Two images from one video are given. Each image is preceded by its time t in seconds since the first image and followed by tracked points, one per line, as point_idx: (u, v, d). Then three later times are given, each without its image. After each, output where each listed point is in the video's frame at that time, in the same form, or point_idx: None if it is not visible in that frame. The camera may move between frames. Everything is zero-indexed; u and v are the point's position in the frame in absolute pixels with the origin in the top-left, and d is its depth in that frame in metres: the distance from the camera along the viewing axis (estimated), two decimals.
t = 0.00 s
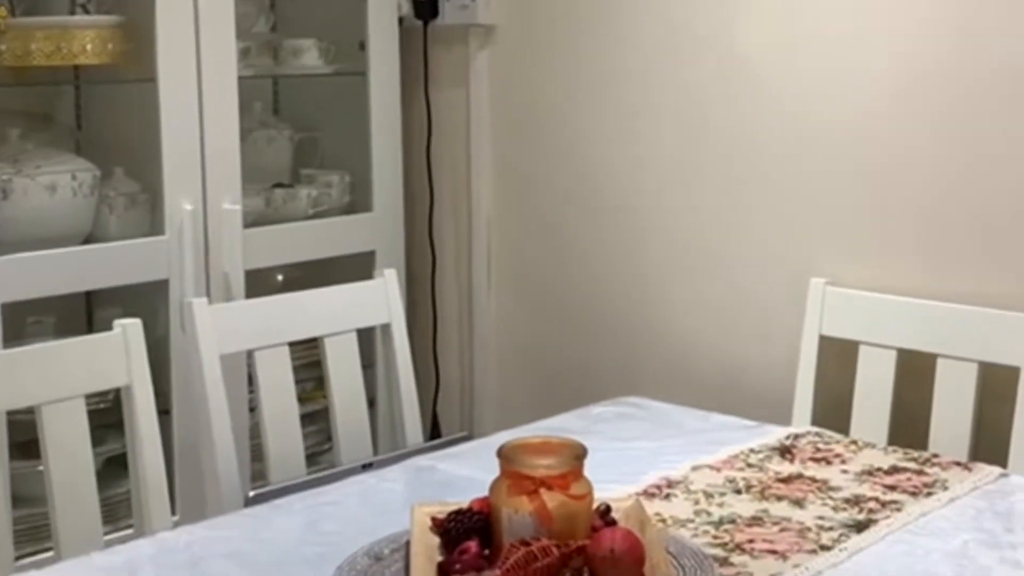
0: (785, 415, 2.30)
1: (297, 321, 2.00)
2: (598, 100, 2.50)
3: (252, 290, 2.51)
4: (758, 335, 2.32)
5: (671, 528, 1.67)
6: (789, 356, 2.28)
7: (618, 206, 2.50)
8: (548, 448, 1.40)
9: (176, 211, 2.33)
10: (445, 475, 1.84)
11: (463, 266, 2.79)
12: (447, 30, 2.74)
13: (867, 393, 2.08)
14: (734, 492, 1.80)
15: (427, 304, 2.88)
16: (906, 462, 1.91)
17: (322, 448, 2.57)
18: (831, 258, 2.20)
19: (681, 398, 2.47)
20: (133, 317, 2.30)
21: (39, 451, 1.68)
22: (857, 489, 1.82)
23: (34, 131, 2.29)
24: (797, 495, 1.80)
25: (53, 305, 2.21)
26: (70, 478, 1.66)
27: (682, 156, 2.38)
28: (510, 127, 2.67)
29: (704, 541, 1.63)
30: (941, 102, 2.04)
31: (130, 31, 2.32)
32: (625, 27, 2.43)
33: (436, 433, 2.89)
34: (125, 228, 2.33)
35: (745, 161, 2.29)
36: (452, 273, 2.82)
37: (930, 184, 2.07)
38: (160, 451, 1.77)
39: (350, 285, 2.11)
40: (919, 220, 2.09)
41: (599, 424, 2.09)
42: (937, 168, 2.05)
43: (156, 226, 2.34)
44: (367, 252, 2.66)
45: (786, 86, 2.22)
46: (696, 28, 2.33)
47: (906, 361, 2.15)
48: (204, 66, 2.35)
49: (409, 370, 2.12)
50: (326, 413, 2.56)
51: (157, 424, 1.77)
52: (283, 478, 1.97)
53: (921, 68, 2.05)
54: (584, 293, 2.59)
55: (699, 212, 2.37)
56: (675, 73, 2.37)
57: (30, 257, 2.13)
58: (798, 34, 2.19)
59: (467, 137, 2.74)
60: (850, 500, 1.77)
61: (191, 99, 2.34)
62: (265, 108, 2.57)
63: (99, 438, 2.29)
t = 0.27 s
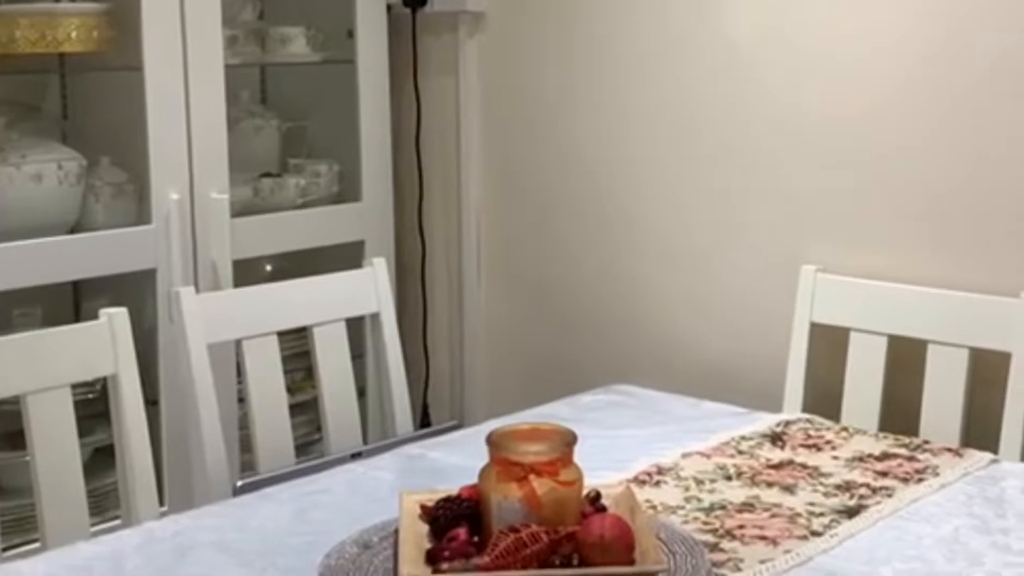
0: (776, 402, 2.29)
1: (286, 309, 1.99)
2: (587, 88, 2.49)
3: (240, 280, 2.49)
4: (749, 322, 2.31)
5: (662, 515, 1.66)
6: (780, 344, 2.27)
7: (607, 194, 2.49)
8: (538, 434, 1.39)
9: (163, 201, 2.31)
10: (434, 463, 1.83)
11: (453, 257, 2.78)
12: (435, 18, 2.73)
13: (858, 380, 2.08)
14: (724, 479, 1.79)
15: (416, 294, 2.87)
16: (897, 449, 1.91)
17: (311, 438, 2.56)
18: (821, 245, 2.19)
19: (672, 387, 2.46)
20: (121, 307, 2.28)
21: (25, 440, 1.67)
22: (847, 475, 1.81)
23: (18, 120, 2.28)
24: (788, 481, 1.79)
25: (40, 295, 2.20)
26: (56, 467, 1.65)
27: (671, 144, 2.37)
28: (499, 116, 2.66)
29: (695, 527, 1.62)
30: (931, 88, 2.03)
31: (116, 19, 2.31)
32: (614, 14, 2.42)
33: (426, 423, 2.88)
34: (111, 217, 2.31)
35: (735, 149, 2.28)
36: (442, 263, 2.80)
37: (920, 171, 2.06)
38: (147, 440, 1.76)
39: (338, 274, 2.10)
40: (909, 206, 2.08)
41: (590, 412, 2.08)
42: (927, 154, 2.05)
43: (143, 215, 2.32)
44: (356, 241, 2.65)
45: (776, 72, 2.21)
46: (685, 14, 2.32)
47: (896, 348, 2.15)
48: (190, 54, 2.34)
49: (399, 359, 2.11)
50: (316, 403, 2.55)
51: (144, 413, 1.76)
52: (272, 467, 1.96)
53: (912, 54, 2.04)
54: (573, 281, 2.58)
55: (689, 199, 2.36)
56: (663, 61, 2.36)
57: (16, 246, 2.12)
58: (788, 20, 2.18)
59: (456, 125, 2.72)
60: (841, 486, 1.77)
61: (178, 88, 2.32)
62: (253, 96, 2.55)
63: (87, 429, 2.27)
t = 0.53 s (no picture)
0: (757, 396, 2.29)
1: (265, 305, 1.98)
2: (569, 81, 2.49)
3: (221, 275, 2.49)
4: (730, 316, 2.31)
5: (641, 509, 1.66)
6: (761, 337, 2.27)
7: (589, 187, 2.49)
8: (515, 429, 1.39)
9: (142, 196, 2.31)
10: (414, 458, 1.83)
11: (434, 251, 2.77)
12: (415, 11, 2.72)
13: (839, 372, 2.08)
14: (705, 472, 1.79)
15: (398, 289, 2.86)
16: (877, 441, 1.91)
17: (292, 433, 2.55)
18: (803, 238, 2.19)
19: (653, 381, 2.46)
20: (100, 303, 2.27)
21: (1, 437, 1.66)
22: (827, 468, 1.81)
23: None
24: (768, 474, 1.79)
25: (18, 291, 2.19)
26: (33, 464, 1.64)
27: (652, 137, 2.37)
28: (480, 109, 2.65)
29: (674, 522, 1.62)
30: (912, 81, 2.03)
31: (93, 13, 2.30)
32: (594, 8, 2.42)
33: (408, 418, 2.87)
34: (90, 212, 2.30)
35: (716, 141, 2.28)
36: (423, 257, 2.80)
37: (901, 163, 2.06)
38: (125, 436, 1.75)
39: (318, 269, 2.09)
40: (890, 199, 2.08)
41: (571, 406, 2.08)
42: (908, 147, 2.05)
43: (122, 211, 2.31)
44: (337, 235, 2.65)
45: (757, 65, 2.21)
46: (666, 7, 2.31)
47: (877, 341, 2.15)
48: (168, 48, 2.32)
49: (379, 354, 2.11)
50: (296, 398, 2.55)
51: (122, 409, 1.75)
52: (250, 463, 1.95)
53: (892, 46, 2.04)
54: (554, 275, 2.58)
55: (671, 193, 2.36)
56: (644, 55, 2.36)
57: None
58: (769, 13, 2.18)
59: (438, 119, 2.72)
60: (821, 479, 1.77)
61: (156, 82, 2.31)
62: (232, 91, 2.54)
63: (65, 426, 2.26)
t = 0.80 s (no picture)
0: (737, 393, 2.29)
1: (243, 305, 1.97)
2: (548, 78, 2.48)
3: (199, 275, 2.47)
4: (710, 313, 2.31)
5: (619, 508, 1.66)
6: (741, 335, 2.27)
7: (569, 185, 2.48)
8: (491, 429, 1.38)
9: (119, 195, 2.29)
10: (393, 458, 1.82)
11: (415, 250, 2.76)
12: (394, 9, 2.71)
13: (818, 369, 2.08)
14: (684, 471, 1.79)
15: (378, 287, 2.85)
16: (856, 439, 1.91)
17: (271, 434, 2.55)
18: (782, 235, 2.19)
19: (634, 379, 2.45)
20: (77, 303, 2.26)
21: None
22: (806, 465, 1.81)
23: None
24: (747, 472, 1.79)
25: None
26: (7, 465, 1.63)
27: (632, 134, 2.37)
28: (461, 107, 2.65)
29: (653, 520, 1.62)
30: (891, 77, 2.03)
31: (70, 11, 2.28)
32: (574, 5, 2.41)
33: (388, 417, 2.86)
34: (67, 211, 2.29)
35: (696, 139, 2.28)
36: (404, 255, 2.79)
37: (880, 161, 2.06)
38: (101, 437, 1.74)
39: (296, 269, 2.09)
40: (869, 196, 2.08)
41: (550, 404, 2.08)
42: (887, 144, 2.05)
43: (99, 209, 2.30)
44: (316, 234, 2.64)
45: (737, 62, 2.20)
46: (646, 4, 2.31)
47: (856, 338, 2.15)
48: (145, 47, 2.31)
49: (357, 354, 2.10)
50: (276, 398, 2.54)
51: (97, 410, 1.74)
52: (227, 464, 1.95)
53: (872, 43, 2.04)
54: (535, 274, 2.57)
55: (651, 190, 2.36)
56: (623, 52, 2.36)
57: None
58: (749, 10, 2.18)
59: (417, 117, 2.71)
60: (800, 477, 1.77)
61: (132, 81, 2.30)
62: (210, 90, 2.53)
63: (43, 426, 2.25)
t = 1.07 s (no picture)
0: (728, 393, 2.29)
1: (232, 304, 1.96)
2: (538, 78, 2.48)
3: (188, 275, 2.47)
4: (701, 313, 2.30)
5: (610, 507, 1.65)
6: (732, 335, 2.27)
7: (560, 185, 2.48)
8: (482, 428, 1.38)
9: (107, 194, 2.28)
10: (382, 457, 1.82)
11: (404, 250, 2.76)
12: (384, 9, 2.71)
13: (809, 369, 2.08)
14: (674, 470, 1.78)
15: (367, 288, 2.85)
16: (847, 438, 1.91)
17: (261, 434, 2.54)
18: (773, 234, 2.19)
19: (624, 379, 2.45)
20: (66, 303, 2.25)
21: None
22: (797, 464, 1.81)
23: None
24: (738, 471, 1.78)
25: None
26: None
27: (623, 134, 2.37)
28: (451, 107, 2.64)
29: (643, 519, 1.61)
30: (882, 76, 2.03)
31: (57, 10, 2.29)
32: (564, 5, 2.41)
33: (378, 417, 2.86)
34: (55, 211, 2.28)
35: (687, 138, 2.28)
36: (393, 255, 2.78)
37: (871, 160, 2.06)
38: (89, 438, 1.73)
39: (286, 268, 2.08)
40: (860, 195, 2.08)
41: (540, 404, 2.07)
42: (878, 143, 2.05)
43: (87, 209, 2.29)
44: (305, 234, 2.63)
45: (728, 61, 2.20)
46: (636, 4, 2.31)
47: (847, 337, 2.15)
48: (134, 46, 2.31)
49: (347, 353, 2.09)
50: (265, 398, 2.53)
51: (86, 410, 1.73)
52: (217, 464, 1.94)
53: (863, 43, 2.04)
54: (525, 274, 2.57)
55: (642, 189, 2.35)
56: (613, 52, 2.36)
57: None
58: (740, 9, 2.18)
59: (407, 117, 2.70)
60: (791, 476, 1.76)
61: (121, 80, 2.29)
62: (199, 89, 2.53)
63: (31, 426, 2.25)
